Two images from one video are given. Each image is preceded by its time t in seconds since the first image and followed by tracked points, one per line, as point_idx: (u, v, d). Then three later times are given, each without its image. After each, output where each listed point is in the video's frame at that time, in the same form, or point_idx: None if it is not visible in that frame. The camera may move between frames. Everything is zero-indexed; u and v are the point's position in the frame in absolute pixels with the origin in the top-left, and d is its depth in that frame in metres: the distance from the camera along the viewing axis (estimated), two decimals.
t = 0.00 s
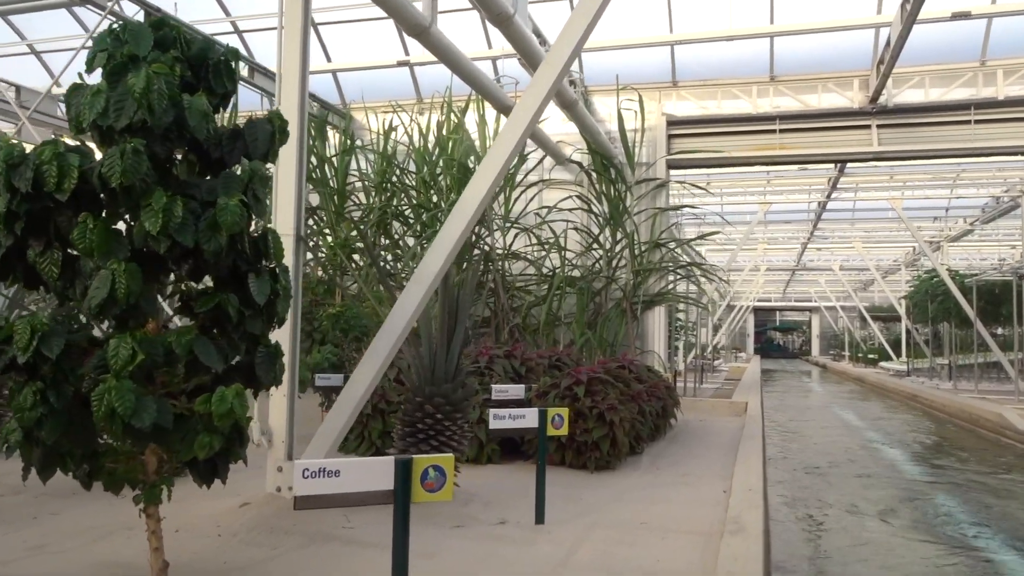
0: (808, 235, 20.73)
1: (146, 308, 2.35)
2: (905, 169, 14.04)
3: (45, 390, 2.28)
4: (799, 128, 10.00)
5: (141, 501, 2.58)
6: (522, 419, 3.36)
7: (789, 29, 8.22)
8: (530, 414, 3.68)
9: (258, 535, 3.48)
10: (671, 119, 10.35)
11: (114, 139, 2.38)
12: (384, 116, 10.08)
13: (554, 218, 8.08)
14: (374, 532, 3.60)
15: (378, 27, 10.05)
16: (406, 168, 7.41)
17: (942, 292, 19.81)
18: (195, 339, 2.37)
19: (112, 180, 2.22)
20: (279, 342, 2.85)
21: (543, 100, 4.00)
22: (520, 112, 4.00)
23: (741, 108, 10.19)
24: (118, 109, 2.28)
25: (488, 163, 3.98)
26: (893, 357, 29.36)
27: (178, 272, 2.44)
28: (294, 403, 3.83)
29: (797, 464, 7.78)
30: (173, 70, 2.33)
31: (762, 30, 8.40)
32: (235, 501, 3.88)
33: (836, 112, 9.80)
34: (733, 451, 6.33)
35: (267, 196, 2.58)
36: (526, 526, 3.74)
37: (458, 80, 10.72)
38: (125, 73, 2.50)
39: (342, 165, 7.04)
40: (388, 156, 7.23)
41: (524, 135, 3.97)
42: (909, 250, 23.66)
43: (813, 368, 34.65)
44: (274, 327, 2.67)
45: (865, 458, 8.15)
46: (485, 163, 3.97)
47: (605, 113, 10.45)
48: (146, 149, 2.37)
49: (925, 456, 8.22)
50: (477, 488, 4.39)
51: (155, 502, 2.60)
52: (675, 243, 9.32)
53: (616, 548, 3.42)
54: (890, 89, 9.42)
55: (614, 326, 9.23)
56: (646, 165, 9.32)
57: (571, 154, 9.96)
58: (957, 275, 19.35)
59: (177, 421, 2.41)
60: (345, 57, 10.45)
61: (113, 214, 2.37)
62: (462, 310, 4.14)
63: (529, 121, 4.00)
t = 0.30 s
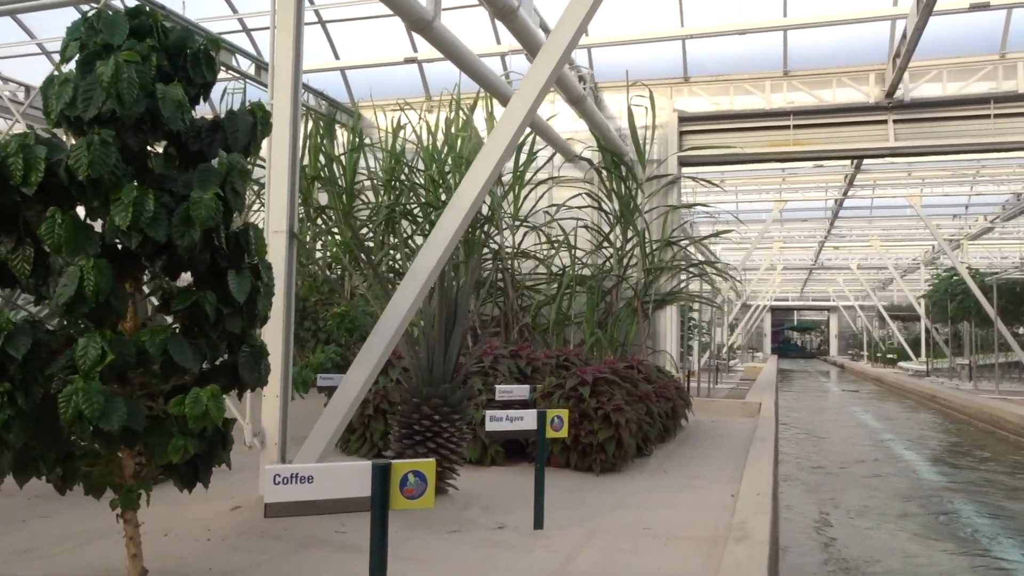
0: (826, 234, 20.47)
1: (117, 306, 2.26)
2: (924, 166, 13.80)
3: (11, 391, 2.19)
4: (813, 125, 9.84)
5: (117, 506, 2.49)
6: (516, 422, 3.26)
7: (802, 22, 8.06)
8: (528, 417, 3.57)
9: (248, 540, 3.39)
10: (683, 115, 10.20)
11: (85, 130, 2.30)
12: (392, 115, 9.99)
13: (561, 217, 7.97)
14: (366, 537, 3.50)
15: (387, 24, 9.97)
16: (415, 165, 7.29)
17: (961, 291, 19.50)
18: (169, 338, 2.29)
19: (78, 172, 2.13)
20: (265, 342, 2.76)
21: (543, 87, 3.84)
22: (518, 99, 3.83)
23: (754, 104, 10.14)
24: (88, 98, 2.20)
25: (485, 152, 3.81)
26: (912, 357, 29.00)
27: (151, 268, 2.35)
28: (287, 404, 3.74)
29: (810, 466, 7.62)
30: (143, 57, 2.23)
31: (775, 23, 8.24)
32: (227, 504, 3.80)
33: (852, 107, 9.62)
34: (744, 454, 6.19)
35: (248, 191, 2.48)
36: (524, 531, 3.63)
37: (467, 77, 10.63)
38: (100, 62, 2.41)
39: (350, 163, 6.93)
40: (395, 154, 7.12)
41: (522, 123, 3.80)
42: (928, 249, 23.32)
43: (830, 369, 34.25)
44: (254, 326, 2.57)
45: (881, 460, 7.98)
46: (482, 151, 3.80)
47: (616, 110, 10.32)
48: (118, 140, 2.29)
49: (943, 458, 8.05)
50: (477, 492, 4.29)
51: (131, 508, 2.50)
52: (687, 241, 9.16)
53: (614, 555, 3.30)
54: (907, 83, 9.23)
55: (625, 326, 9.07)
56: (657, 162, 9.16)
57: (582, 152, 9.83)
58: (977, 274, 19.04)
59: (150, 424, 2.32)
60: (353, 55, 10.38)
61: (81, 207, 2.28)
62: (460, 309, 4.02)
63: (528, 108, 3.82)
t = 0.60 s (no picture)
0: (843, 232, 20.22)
1: (87, 306, 2.17)
2: (943, 162, 13.57)
3: None
4: (829, 120, 9.67)
5: (93, 513, 2.40)
6: (511, 426, 3.15)
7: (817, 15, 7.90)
8: (526, 420, 3.46)
9: (238, 546, 3.30)
10: (695, 112, 10.06)
11: (55, 123, 2.21)
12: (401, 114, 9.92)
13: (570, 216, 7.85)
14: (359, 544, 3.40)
15: (395, 23, 9.90)
16: (423, 164, 7.20)
17: (982, 290, 19.20)
18: (142, 339, 2.19)
19: (44, 166, 2.05)
20: (249, 344, 2.68)
21: (542, 78, 3.72)
22: (516, 90, 3.71)
23: (768, 100, 9.90)
24: (56, 90, 2.11)
25: (482, 145, 3.70)
26: (932, 357, 28.62)
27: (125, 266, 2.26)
28: (280, 407, 3.65)
29: (825, 468, 7.47)
30: (113, 46, 2.14)
31: (789, 16, 8.09)
32: (219, 509, 3.72)
33: (868, 102, 9.45)
34: (756, 456, 6.04)
35: (227, 185, 2.39)
36: (522, 538, 3.52)
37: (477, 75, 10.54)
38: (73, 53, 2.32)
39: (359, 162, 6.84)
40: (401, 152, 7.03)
41: (521, 114, 3.68)
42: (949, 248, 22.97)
43: (849, 369, 33.86)
44: (235, 327, 2.48)
45: (898, 462, 7.81)
46: (480, 145, 3.69)
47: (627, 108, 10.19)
48: (89, 134, 2.20)
49: (962, 460, 7.87)
50: (477, 497, 4.18)
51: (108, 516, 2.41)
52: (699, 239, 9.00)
53: (615, 563, 3.18)
54: (924, 78, 9.05)
55: (637, 326, 8.91)
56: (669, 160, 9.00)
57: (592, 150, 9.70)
58: (998, 272, 18.73)
59: (122, 428, 2.24)
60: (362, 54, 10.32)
61: (50, 203, 2.19)
62: (459, 308, 3.91)
63: (526, 99, 3.70)
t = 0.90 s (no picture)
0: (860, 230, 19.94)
1: (53, 306, 2.08)
2: (962, 158, 13.33)
3: None
4: (843, 115, 9.50)
5: (65, 522, 2.30)
6: (504, 429, 3.04)
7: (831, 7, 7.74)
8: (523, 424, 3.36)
9: (225, 554, 3.20)
10: (707, 108, 9.92)
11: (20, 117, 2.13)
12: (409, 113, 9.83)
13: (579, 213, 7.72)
14: (351, 550, 3.30)
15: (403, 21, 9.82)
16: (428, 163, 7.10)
17: (1003, 288, 18.89)
18: (111, 342, 2.10)
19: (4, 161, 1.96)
20: (230, 346, 2.58)
21: (538, 68, 3.61)
22: (511, 81, 3.60)
23: (780, 95, 9.76)
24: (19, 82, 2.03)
25: (477, 138, 3.58)
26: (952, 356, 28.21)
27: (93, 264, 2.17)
28: (272, 410, 3.55)
29: (840, 469, 7.30)
30: (78, 37, 2.06)
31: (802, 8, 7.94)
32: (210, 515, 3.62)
33: (883, 96, 9.28)
34: (767, 459, 5.89)
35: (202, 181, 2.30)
36: (519, 545, 3.40)
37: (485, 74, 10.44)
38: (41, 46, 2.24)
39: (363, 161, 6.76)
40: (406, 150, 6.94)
41: (517, 105, 3.56)
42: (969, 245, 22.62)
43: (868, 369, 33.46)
44: (212, 329, 2.38)
45: (915, 462, 7.63)
46: (474, 139, 3.58)
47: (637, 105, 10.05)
48: (54, 127, 2.12)
49: (981, 460, 7.69)
50: (477, 502, 4.07)
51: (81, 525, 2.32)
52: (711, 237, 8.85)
53: (613, 570, 3.06)
54: (941, 70, 8.87)
55: (648, 326, 8.76)
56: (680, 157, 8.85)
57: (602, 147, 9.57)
58: (1019, 269, 18.42)
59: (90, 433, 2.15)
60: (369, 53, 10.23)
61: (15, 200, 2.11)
62: (456, 307, 3.81)
63: (521, 89, 3.59)
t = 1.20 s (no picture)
0: (875, 225, 19.68)
1: (12, 310, 2.00)
2: (977, 149, 13.10)
3: None
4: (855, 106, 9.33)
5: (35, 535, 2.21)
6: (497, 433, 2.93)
7: None
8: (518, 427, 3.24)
9: (213, 564, 3.11)
10: (716, 102, 9.77)
11: None
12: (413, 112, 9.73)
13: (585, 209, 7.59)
14: (343, 558, 3.20)
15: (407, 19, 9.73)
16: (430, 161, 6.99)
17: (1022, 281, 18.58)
18: (74, 347, 2.01)
19: None
20: (208, 349, 2.49)
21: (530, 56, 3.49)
22: (502, 69, 3.49)
23: (791, 88, 9.64)
24: None
25: (468, 127, 3.46)
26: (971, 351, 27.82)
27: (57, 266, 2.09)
28: (262, 414, 3.45)
29: (855, 467, 7.14)
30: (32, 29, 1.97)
31: None
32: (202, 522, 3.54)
33: (895, 87, 9.10)
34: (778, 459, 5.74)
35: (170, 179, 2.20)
36: (517, 553, 3.29)
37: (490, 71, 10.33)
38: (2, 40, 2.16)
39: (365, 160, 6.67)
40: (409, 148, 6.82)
41: (509, 92, 3.45)
42: (986, 239, 22.32)
43: (886, 365, 33.05)
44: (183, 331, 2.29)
45: (933, 460, 7.46)
46: (465, 129, 3.46)
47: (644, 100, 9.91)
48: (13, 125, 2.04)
49: (1001, 456, 7.51)
50: (477, 508, 3.95)
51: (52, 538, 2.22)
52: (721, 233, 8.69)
53: None
54: (954, 59, 8.69)
55: (659, 324, 8.61)
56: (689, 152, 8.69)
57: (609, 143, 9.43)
58: None
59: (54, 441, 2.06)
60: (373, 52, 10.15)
61: None
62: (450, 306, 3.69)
63: (514, 78, 3.47)
